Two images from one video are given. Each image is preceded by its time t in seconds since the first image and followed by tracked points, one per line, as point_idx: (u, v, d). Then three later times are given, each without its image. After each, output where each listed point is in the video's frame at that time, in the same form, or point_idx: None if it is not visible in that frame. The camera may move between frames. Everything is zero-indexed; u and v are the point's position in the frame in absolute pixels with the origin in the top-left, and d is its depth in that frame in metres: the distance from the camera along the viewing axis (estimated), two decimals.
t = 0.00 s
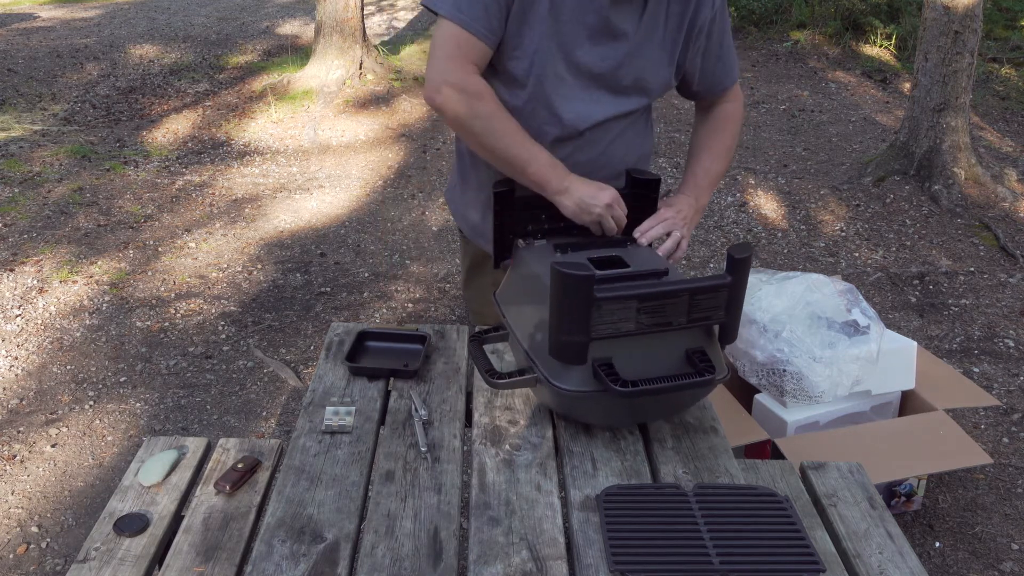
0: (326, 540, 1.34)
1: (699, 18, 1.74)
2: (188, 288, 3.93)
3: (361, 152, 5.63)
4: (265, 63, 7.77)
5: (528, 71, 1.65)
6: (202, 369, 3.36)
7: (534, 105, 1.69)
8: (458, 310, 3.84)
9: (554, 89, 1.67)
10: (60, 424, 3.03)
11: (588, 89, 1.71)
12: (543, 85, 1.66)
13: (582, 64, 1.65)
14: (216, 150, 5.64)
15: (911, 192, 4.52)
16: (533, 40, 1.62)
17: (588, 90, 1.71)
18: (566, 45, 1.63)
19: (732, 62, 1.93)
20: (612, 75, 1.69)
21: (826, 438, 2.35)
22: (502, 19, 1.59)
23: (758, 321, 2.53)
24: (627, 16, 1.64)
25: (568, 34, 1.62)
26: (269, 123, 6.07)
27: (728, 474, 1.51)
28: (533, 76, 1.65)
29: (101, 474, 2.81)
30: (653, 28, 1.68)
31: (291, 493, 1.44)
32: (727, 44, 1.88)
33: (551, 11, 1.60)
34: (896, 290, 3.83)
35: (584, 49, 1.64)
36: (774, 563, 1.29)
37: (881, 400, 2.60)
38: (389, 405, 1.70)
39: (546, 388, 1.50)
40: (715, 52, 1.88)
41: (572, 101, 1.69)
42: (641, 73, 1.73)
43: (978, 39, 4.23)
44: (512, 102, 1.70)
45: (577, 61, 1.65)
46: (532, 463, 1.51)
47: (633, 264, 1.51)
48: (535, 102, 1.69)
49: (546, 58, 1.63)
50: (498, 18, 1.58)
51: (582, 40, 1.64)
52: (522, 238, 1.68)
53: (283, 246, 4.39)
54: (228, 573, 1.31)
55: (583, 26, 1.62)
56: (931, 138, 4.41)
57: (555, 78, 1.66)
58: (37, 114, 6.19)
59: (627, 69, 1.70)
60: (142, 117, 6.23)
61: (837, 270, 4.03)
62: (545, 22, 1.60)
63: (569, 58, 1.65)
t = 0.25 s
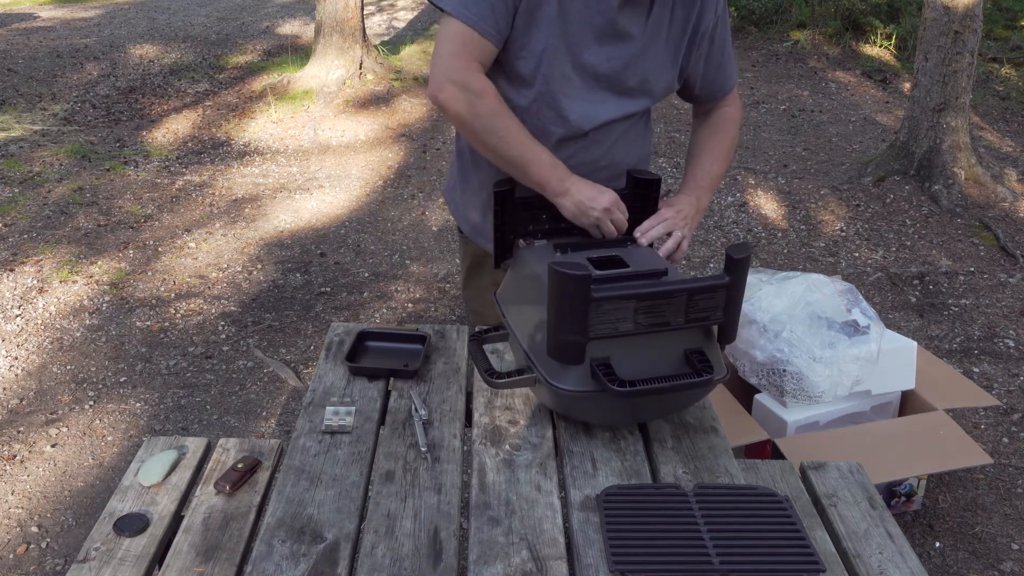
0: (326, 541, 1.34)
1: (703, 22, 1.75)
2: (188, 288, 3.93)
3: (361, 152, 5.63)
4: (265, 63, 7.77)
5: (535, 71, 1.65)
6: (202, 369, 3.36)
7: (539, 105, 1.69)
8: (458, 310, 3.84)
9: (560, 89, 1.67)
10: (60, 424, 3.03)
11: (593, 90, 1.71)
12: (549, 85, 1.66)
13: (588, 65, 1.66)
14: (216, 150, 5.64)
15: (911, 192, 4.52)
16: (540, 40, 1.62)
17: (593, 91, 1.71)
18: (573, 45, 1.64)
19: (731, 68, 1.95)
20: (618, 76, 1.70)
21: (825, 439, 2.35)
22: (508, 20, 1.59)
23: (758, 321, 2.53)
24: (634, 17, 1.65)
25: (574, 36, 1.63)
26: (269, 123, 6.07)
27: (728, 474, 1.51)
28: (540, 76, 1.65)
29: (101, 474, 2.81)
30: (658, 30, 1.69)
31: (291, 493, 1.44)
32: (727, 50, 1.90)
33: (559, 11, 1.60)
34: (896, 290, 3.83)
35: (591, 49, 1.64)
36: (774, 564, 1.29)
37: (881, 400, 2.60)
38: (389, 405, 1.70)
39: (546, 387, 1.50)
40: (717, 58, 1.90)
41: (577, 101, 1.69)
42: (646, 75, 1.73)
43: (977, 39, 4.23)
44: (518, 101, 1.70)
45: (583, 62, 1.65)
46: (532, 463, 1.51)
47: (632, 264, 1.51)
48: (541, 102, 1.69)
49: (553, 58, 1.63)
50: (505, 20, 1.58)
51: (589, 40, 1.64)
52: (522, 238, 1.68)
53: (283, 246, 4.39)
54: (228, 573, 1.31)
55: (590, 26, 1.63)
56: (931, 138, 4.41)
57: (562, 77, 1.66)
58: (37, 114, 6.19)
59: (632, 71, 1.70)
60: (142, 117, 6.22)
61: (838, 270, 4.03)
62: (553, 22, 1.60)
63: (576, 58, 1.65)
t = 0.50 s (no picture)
0: (326, 541, 1.34)
1: (704, 24, 1.75)
2: (188, 288, 3.93)
3: (361, 152, 5.63)
4: (265, 63, 7.77)
5: (536, 72, 1.65)
6: (202, 369, 3.36)
7: (541, 107, 1.69)
8: (458, 310, 3.84)
9: (561, 90, 1.67)
10: (60, 424, 3.03)
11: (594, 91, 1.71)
12: (550, 87, 1.66)
13: (589, 67, 1.66)
14: (216, 150, 5.64)
15: (911, 192, 4.52)
16: (541, 41, 1.62)
17: (593, 93, 1.71)
18: (574, 47, 1.63)
19: (733, 70, 1.95)
20: (619, 78, 1.70)
21: (825, 439, 2.35)
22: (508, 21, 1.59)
23: (758, 322, 2.53)
24: (635, 19, 1.65)
25: (576, 37, 1.62)
26: (269, 123, 6.07)
27: (728, 474, 1.51)
28: (541, 78, 1.65)
29: (101, 474, 2.81)
30: (658, 32, 1.69)
31: (291, 493, 1.44)
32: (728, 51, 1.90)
33: (560, 13, 1.60)
34: (896, 290, 3.83)
35: (591, 51, 1.64)
36: (773, 564, 1.29)
37: (881, 400, 2.60)
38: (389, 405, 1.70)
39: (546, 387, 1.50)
40: (718, 59, 1.90)
41: (579, 103, 1.69)
42: (647, 76, 1.73)
43: (977, 39, 4.23)
44: (520, 103, 1.69)
45: (584, 64, 1.65)
46: (532, 463, 1.51)
47: (631, 264, 1.51)
48: (542, 104, 1.69)
49: (555, 60, 1.63)
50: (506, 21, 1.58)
51: (590, 42, 1.64)
52: (522, 238, 1.68)
53: (283, 246, 4.39)
54: (228, 573, 1.31)
55: (591, 28, 1.62)
56: (930, 138, 4.41)
57: (563, 79, 1.66)
58: (37, 114, 6.19)
59: (633, 73, 1.71)
60: (142, 117, 6.22)
61: (837, 270, 4.03)
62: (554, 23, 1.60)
63: (577, 60, 1.65)
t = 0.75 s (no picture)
0: (326, 541, 1.34)
1: (702, 24, 1.75)
2: (187, 288, 3.93)
3: (361, 152, 5.63)
4: (265, 63, 7.76)
5: (533, 74, 1.65)
6: (202, 369, 3.36)
7: (539, 109, 1.70)
8: (458, 310, 3.84)
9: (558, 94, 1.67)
10: (60, 424, 3.03)
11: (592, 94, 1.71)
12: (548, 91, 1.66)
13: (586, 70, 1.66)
14: (216, 150, 5.64)
15: (911, 192, 4.52)
16: (539, 44, 1.61)
17: (591, 94, 1.71)
18: (571, 52, 1.63)
19: (733, 68, 1.94)
20: (617, 80, 1.70)
21: (825, 438, 2.35)
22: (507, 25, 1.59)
23: (758, 322, 2.53)
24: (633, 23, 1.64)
25: (573, 40, 1.62)
26: (269, 123, 6.07)
27: (729, 474, 1.51)
28: (537, 80, 1.65)
29: (101, 474, 2.81)
30: (657, 34, 1.69)
31: (291, 493, 1.44)
32: (728, 50, 1.89)
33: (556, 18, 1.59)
34: (896, 290, 3.83)
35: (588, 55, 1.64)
36: (774, 564, 1.29)
37: (881, 400, 2.60)
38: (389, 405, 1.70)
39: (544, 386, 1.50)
40: (717, 58, 1.89)
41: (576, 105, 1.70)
42: (645, 78, 1.73)
43: (978, 39, 4.23)
44: (517, 106, 1.70)
45: (581, 67, 1.65)
46: (532, 463, 1.51)
47: (632, 264, 1.50)
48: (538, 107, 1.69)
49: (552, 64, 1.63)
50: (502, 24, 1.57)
51: (587, 46, 1.63)
52: (523, 238, 1.68)
53: (283, 246, 4.39)
54: (228, 573, 1.31)
55: (588, 32, 1.62)
56: (930, 138, 4.41)
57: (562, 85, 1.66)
58: (37, 114, 6.19)
59: (631, 75, 1.71)
60: (142, 117, 6.22)
61: (837, 270, 4.03)
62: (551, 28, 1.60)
63: (574, 64, 1.65)
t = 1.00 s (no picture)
0: (326, 540, 1.34)
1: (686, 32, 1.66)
2: (187, 288, 3.93)
3: (361, 152, 5.63)
4: (265, 63, 7.77)
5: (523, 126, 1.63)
6: (202, 369, 3.36)
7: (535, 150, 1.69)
8: (458, 310, 3.84)
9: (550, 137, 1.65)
10: (60, 424, 3.03)
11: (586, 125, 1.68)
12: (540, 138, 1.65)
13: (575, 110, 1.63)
14: (216, 150, 5.64)
15: (911, 192, 4.51)
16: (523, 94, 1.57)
17: (585, 128, 1.68)
18: (557, 98, 1.60)
19: (728, 56, 1.84)
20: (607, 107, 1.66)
21: (825, 438, 2.35)
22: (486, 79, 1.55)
23: (758, 322, 2.53)
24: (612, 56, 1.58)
25: (555, 89, 1.58)
26: (269, 123, 6.07)
27: (728, 474, 1.51)
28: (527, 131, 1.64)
29: (101, 474, 2.81)
30: (641, 62, 1.62)
31: (291, 493, 1.44)
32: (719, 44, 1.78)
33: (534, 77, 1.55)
34: (896, 290, 3.83)
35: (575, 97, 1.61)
36: (774, 564, 1.29)
37: (881, 400, 2.60)
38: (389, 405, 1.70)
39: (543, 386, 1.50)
40: (710, 56, 1.79)
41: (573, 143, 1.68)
42: (636, 100, 1.68)
43: (977, 39, 4.23)
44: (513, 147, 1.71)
45: (570, 108, 1.63)
46: (532, 463, 1.51)
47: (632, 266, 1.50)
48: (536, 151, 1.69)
49: (539, 118, 1.61)
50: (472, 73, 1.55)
51: (571, 90, 1.60)
52: (523, 238, 1.68)
53: (283, 246, 4.39)
54: (228, 573, 1.31)
55: (568, 78, 1.58)
56: (931, 138, 4.40)
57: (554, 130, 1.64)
58: (37, 114, 6.19)
59: (622, 102, 1.66)
60: (142, 117, 6.22)
61: (838, 271, 4.03)
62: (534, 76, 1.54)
63: (563, 107, 1.62)
